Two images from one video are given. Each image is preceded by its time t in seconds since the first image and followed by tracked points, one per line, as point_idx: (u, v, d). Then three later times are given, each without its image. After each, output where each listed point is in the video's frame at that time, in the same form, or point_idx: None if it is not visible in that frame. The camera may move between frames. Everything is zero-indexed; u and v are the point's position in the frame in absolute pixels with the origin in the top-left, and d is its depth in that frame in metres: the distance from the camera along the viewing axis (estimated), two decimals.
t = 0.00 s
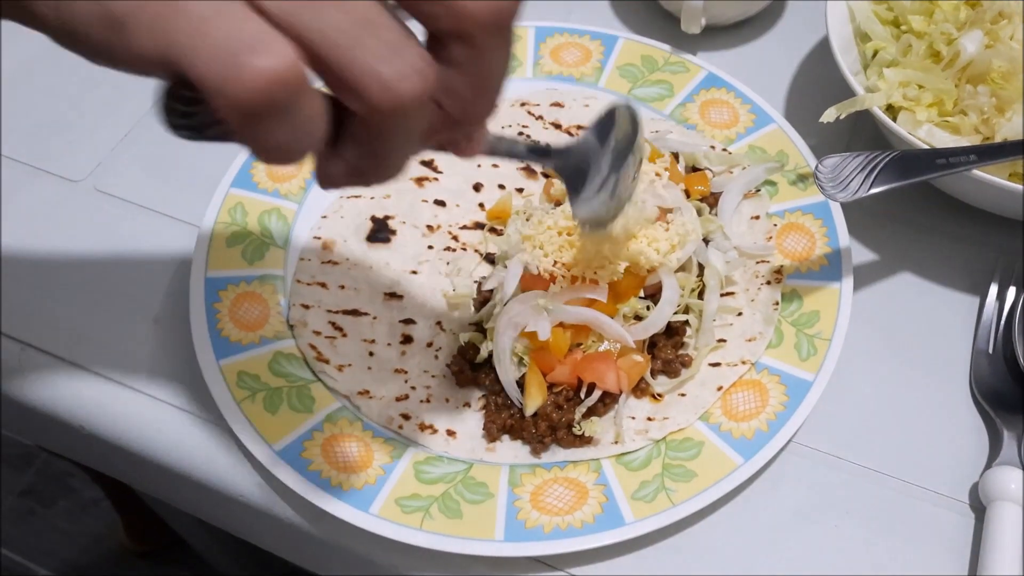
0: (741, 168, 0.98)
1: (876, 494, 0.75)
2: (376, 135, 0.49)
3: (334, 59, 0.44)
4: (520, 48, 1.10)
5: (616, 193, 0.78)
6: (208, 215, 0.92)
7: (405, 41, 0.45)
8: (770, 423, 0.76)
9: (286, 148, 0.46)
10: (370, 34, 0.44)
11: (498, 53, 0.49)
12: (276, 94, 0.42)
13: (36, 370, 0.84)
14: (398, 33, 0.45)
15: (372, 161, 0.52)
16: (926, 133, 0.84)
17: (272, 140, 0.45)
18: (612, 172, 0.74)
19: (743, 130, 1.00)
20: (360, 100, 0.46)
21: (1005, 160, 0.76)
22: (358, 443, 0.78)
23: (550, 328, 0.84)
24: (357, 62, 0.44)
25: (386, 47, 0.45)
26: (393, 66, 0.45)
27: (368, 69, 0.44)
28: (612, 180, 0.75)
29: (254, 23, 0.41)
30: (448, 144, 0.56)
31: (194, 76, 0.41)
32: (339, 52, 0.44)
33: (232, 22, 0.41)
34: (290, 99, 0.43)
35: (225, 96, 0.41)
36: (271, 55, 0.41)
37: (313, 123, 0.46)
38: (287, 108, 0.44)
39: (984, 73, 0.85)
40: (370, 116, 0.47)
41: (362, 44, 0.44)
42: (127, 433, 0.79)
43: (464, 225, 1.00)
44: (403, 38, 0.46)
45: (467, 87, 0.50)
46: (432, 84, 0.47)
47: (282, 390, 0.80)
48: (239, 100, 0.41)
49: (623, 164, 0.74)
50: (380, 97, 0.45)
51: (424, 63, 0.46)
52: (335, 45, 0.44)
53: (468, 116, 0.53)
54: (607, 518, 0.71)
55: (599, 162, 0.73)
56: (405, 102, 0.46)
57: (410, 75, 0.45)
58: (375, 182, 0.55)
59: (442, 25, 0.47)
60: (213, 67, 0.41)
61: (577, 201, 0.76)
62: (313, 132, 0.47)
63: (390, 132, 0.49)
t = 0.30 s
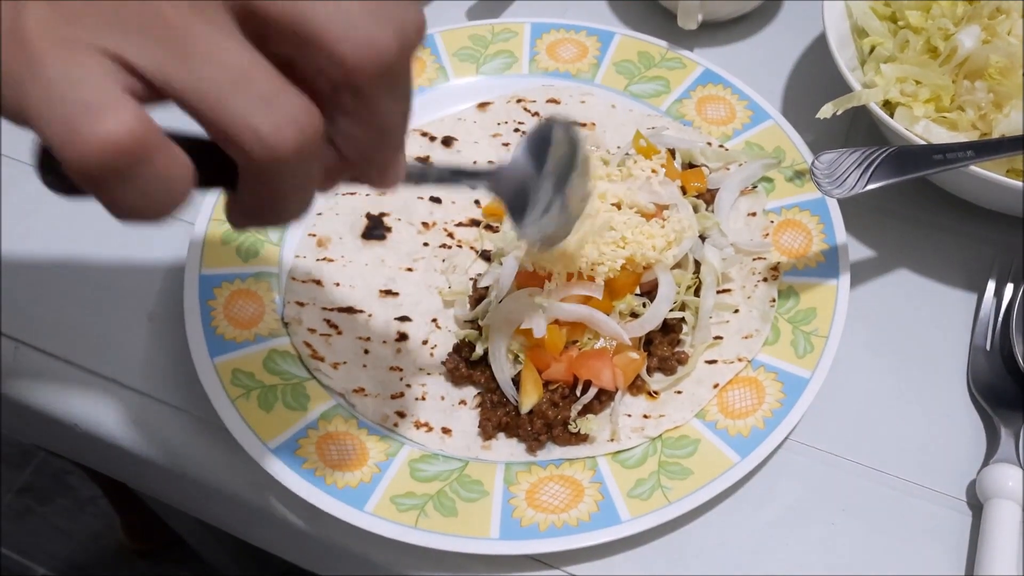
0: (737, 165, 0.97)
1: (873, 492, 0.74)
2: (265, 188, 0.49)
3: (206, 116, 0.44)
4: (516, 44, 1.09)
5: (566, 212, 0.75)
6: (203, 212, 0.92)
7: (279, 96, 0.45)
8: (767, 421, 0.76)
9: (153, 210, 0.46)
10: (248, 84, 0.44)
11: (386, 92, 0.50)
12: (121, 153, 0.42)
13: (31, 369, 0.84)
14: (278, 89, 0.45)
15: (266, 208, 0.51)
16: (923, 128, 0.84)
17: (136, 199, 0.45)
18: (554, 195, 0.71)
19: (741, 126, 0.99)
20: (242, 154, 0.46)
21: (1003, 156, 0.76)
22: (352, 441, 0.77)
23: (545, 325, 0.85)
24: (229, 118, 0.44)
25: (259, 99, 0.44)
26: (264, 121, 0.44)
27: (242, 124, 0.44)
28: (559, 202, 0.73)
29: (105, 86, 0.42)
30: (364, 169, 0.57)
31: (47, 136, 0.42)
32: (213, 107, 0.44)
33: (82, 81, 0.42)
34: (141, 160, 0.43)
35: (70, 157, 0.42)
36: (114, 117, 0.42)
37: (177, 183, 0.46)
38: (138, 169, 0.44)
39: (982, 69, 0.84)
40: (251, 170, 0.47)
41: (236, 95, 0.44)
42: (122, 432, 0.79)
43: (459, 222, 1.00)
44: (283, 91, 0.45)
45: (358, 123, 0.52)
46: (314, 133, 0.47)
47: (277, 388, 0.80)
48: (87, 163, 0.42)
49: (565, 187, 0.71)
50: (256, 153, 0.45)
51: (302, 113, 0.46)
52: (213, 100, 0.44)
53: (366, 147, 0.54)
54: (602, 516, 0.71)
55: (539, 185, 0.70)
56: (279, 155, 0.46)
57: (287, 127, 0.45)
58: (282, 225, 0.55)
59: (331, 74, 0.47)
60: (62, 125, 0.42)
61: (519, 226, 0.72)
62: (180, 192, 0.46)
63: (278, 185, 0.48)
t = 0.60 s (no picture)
0: (734, 166, 0.98)
1: (869, 492, 0.75)
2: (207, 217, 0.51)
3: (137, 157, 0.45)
4: (514, 46, 1.10)
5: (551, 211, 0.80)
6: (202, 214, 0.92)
7: (206, 134, 0.46)
8: (763, 422, 0.77)
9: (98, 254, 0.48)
10: (177, 131, 0.45)
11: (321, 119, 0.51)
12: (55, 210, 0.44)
13: (30, 371, 0.84)
14: (206, 131, 0.46)
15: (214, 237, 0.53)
16: (918, 131, 0.84)
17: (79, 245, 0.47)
18: (543, 191, 0.77)
19: (737, 128, 1.00)
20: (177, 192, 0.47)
21: (998, 158, 0.76)
22: (350, 443, 0.78)
23: (540, 327, 0.85)
24: (161, 161, 0.45)
25: (186, 140, 0.45)
26: (191, 162, 0.45)
27: (169, 163, 0.45)
28: (548, 198, 0.78)
29: (36, 142, 0.44)
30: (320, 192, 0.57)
31: None
32: (143, 148, 0.45)
33: (15, 140, 0.44)
34: (74, 213, 0.45)
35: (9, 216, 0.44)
36: (44, 178, 0.44)
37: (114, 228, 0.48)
38: (73, 221, 0.46)
39: (977, 71, 0.85)
40: (193, 207, 0.49)
41: (163, 141, 0.45)
42: (122, 433, 0.79)
43: (457, 224, 1.00)
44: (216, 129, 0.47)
45: (299, 148, 0.53)
46: (246, 169, 0.48)
47: (276, 390, 0.80)
48: (21, 221, 0.44)
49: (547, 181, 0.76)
50: (189, 192, 0.47)
51: (231, 152, 0.47)
52: (142, 139, 0.45)
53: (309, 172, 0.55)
54: (599, 517, 0.71)
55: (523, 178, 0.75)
56: (212, 192, 0.47)
57: (216, 167, 0.46)
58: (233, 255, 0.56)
59: (261, 104, 0.49)
60: None
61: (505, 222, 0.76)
62: (119, 233, 0.48)
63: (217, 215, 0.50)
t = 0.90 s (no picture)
0: (735, 165, 0.98)
1: (871, 492, 0.75)
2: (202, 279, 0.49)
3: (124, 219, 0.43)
4: (515, 45, 1.10)
5: (554, 218, 0.81)
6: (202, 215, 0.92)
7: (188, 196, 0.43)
8: (765, 421, 0.77)
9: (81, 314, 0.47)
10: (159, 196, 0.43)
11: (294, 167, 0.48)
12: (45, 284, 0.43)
13: (29, 370, 0.83)
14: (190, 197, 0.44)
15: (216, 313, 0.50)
16: (920, 130, 0.84)
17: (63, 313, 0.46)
18: (552, 189, 0.79)
19: (738, 128, 1.00)
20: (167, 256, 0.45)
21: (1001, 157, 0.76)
22: (352, 442, 0.78)
23: (542, 326, 0.85)
24: (143, 223, 0.43)
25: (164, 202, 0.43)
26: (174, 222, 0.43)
27: (154, 225, 0.43)
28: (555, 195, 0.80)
29: (28, 219, 0.42)
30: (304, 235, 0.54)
31: None
32: (128, 211, 0.43)
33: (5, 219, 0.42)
34: (68, 286, 0.44)
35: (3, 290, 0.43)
36: (37, 254, 0.42)
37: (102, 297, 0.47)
38: (60, 295, 0.44)
39: (979, 70, 0.85)
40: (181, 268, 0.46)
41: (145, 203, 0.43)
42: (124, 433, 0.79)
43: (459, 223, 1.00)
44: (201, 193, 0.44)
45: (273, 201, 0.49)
46: (230, 229, 0.46)
47: (277, 390, 0.80)
48: (17, 296, 0.43)
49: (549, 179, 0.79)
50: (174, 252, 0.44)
51: (212, 210, 0.44)
52: (126, 206, 0.43)
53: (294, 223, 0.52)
54: (601, 516, 0.71)
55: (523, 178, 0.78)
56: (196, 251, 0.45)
57: (198, 223, 0.44)
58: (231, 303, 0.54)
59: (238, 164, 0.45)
60: None
61: (508, 226, 0.77)
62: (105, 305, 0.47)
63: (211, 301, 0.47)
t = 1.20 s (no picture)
0: (734, 165, 0.98)
1: (870, 489, 0.75)
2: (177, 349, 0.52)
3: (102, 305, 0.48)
4: (515, 44, 1.10)
5: (543, 239, 0.85)
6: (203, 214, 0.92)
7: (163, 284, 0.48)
8: (764, 419, 0.77)
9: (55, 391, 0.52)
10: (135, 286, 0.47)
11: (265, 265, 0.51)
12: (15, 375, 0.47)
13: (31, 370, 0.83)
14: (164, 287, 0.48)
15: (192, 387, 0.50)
16: (918, 129, 0.84)
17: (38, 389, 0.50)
18: (527, 222, 0.86)
19: (738, 127, 1.00)
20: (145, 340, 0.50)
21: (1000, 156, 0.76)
22: (353, 440, 0.78)
23: (543, 326, 0.85)
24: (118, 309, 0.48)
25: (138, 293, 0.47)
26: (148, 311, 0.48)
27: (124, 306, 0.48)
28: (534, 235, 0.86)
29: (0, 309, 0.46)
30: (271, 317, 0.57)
31: None
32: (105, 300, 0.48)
33: None
34: (39, 371, 0.48)
35: None
36: (7, 347, 0.46)
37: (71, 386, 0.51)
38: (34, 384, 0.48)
39: (978, 69, 0.85)
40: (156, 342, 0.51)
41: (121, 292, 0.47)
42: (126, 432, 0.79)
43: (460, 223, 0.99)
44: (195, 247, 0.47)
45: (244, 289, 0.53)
46: (199, 314, 0.50)
47: (278, 388, 0.80)
48: None
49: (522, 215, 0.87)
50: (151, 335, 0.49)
51: (184, 300, 0.49)
52: (99, 290, 0.47)
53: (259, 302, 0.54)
54: (600, 514, 0.71)
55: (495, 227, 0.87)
56: (168, 334, 0.49)
57: (171, 309, 0.48)
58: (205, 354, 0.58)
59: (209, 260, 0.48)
60: None
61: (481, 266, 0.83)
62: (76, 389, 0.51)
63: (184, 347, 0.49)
